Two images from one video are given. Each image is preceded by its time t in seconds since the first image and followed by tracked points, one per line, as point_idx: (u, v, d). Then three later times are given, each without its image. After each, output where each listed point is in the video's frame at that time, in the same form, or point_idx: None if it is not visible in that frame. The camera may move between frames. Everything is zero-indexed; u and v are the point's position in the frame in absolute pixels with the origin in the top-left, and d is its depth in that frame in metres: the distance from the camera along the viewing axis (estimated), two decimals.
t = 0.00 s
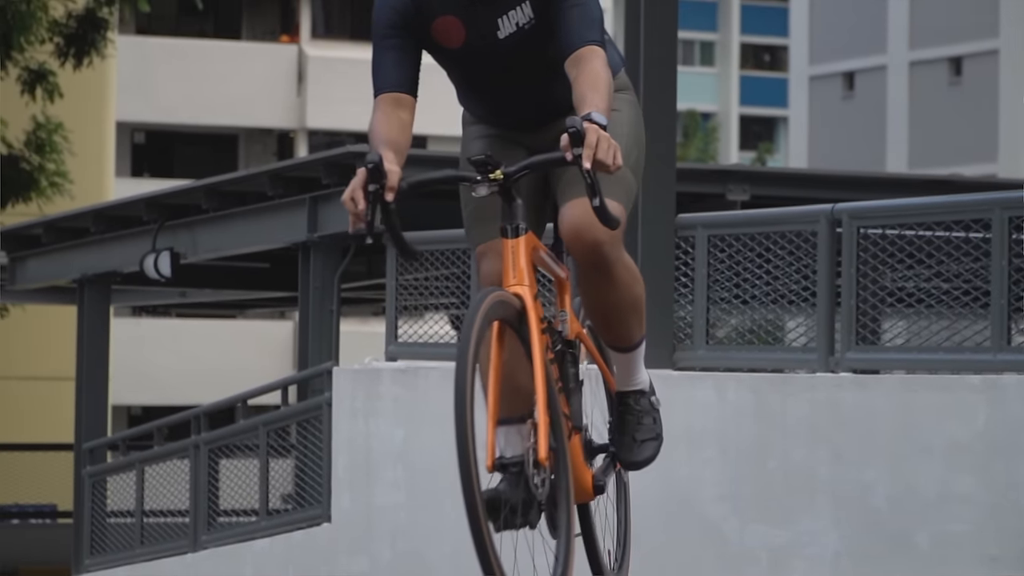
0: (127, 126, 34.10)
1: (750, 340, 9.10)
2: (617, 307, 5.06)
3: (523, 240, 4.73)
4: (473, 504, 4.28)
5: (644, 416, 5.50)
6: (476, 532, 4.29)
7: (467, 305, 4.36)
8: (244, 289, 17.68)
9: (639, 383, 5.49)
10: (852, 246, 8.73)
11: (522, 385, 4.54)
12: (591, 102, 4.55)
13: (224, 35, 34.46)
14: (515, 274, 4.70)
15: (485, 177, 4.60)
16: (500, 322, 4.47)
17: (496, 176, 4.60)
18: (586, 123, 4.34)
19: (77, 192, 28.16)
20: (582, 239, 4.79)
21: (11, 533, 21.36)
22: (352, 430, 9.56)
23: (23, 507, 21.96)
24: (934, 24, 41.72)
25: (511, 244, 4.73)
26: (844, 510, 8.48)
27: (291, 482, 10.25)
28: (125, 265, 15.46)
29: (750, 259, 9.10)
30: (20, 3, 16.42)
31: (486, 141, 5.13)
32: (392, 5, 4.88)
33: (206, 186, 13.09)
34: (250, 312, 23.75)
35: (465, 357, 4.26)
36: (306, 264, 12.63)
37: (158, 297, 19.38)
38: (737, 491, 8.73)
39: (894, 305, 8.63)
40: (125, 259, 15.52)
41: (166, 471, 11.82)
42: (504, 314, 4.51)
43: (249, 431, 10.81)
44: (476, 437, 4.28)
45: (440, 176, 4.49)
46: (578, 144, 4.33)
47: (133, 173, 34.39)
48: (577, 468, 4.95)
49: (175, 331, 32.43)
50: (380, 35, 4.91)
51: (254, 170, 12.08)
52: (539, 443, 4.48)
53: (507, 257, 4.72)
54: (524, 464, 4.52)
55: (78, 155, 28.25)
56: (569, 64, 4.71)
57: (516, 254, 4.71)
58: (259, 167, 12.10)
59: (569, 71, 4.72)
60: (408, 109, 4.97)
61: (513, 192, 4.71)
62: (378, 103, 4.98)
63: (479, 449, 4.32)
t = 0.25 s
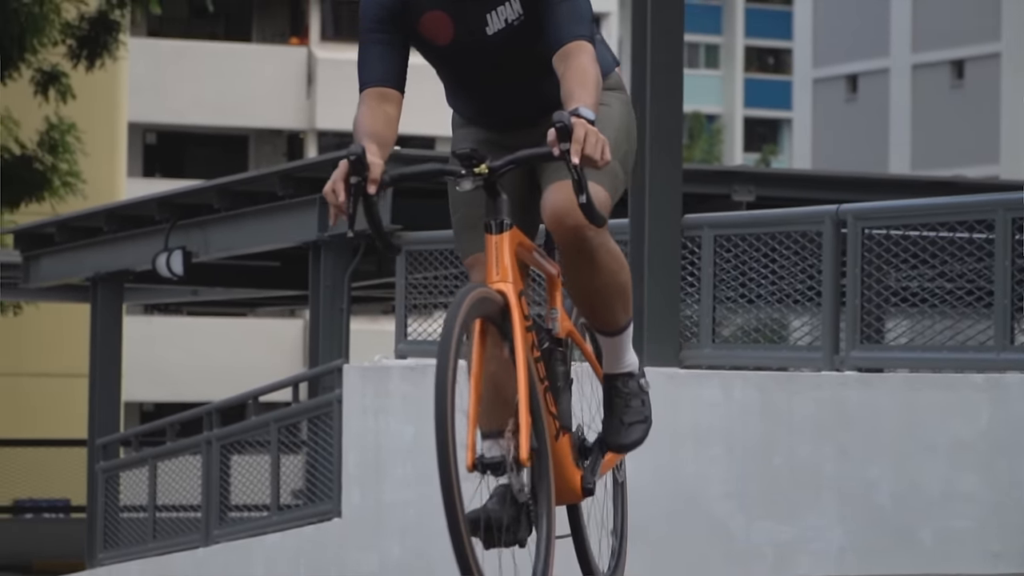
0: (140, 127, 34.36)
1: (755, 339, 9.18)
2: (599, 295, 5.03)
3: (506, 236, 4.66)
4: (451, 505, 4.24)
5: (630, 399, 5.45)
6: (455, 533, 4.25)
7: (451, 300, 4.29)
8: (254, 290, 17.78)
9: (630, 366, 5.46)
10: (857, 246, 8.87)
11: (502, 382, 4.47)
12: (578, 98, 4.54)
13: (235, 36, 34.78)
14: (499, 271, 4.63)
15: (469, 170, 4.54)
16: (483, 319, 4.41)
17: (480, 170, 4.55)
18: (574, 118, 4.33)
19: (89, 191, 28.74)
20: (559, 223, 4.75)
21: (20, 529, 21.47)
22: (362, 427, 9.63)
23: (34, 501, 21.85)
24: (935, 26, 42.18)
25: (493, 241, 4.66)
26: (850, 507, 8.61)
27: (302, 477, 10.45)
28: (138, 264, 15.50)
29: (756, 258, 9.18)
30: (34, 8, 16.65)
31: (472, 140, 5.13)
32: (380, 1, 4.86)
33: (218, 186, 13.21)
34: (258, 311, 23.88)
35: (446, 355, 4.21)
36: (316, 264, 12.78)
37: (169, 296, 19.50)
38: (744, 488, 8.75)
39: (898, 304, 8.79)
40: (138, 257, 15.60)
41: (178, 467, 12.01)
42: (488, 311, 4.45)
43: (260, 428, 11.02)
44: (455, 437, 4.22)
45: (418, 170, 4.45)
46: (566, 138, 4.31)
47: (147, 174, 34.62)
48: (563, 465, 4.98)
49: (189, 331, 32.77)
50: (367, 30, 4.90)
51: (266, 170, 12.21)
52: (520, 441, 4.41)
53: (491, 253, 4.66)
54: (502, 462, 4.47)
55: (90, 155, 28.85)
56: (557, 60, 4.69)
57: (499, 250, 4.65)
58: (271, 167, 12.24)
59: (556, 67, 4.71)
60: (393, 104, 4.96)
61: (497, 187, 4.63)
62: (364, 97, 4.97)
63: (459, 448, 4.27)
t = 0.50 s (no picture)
0: (161, 121, 34.63)
1: (771, 331, 9.33)
2: (596, 272, 4.68)
3: (502, 225, 4.47)
4: (441, 503, 4.05)
5: (629, 378, 5.17)
6: (444, 532, 4.06)
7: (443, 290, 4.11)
8: (270, 280, 17.93)
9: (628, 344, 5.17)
10: (872, 241, 8.96)
11: (493, 376, 4.31)
12: (578, 85, 4.30)
13: (257, 30, 35.32)
14: (494, 261, 4.45)
15: (463, 159, 4.37)
16: (478, 309, 4.24)
17: (476, 158, 4.36)
18: (571, 107, 4.10)
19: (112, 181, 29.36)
20: (554, 202, 4.42)
21: (41, 515, 21.65)
22: (383, 417, 9.78)
23: (54, 487, 22.03)
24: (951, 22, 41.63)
25: (488, 230, 4.47)
26: (863, 498, 8.73)
27: (321, 467, 10.61)
28: (161, 254, 15.65)
29: (772, 252, 9.30)
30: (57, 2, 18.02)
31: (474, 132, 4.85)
32: None
33: (239, 178, 13.35)
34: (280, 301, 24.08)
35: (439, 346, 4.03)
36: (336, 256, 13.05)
37: (190, 286, 19.67)
38: (759, 478, 8.87)
39: (913, 298, 8.90)
40: (162, 248, 15.73)
41: (199, 456, 12.19)
42: (483, 302, 4.27)
43: (282, 418, 11.23)
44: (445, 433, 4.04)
45: (415, 158, 4.30)
46: (561, 128, 4.09)
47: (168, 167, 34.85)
48: (560, 459, 4.72)
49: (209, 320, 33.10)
50: (363, 14, 4.66)
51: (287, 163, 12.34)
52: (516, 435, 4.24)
53: (486, 242, 4.47)
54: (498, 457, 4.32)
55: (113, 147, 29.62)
56: (556, 48, 4.43)
57: (496, 239, 4.46)
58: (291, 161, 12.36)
59: (556, 56, 4.44)
60: (391, 92, 4.73)
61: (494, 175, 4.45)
62: (360, 82, 4.74)
63: (451, 440, 4.10)
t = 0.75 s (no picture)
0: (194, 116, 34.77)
1: (796, 326, 9.42)
2: (599, 247, 4.55)
3: (504, 216, 4.36)
4: (436, 504, 4.01)
5: (634, 359, 4.96)
6: (439, 537, 4.03)
7: (437, 286, 4.02)
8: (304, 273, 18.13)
9: (635, 325, 4.93)
10: (898, 237, 9.08)
11: (492, 373, 4.24)
12: (581, 72, 4.16)
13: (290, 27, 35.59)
14: (495, 252, 4.34)
15: (463, 149, 4.25)
16: (477, 300, 4.17)
17: (477, 147, 4.25)
18: (571, 95, 3.98)
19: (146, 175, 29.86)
20: (554, 180, 4.31)
21: (75, 503, 21.74)
22: (413, 409, 9.92)
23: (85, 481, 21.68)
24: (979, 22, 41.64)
25: (489, 220, 4.36)
26: (889, 491, 8.92)
27: (352, 457, 10.72)
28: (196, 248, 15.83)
29: (799, 248, 9.40)
30: None
31: (477, 124, 4.67)
32: None
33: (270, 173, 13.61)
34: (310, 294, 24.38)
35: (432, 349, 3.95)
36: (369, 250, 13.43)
37: (223, 279, 19.99)
38: (787, 471, 9.01)
39: (938, 293, 9.02)
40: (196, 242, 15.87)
41: (231, 447, 12.34)
42: (482, 293, 4.19)
43: (314, 409, 11.38)
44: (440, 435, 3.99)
45: (410, 146, 4.17)
46: (561, 116, 3.96)
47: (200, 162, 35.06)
48: (568, 454, 4.61)
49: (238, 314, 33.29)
50: None
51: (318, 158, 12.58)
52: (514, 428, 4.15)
53: (487, 233, 4.36)
54: (496, 453, 4.24)
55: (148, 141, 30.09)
56: (560, 36, 4.27)
57: (497, 230, 4.35)
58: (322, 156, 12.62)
59: (560, 44, 4.29)
60: (394, 80, 4.53)
61: (495, 164, 4.34)
62: (361, 71, 4.54)
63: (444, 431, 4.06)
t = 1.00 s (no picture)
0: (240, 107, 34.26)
1: (836, 318, 9.53)
2: (616, 225, 4.52)
3: (518, 204, 4.24)
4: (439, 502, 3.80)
5: (651, 341, 4.98)
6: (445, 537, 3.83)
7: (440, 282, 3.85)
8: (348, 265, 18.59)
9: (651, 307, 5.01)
10: (939, 229, 9.12)
11: (505, 366, 4.13)
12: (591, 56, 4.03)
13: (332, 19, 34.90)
14: (508, 242, 4.22)
15: (472, 136, 4.13)
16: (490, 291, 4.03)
17: (487, 135, 4.13)
18: (581, 79, 3.88)
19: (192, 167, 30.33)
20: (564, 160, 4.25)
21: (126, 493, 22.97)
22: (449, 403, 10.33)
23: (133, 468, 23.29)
24: None
25: (504, 211, 4.24)
26: (930, 483, 9.01)
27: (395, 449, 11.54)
28: (241, 239, 17.00)
29: (840, 240, 9.49)
30: None
31: (494, 109, 4.68)
32: None
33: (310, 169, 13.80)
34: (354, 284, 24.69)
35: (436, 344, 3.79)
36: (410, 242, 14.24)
37: (268, 270, 20.33)
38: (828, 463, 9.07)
39: (977, 285, 9.05)
40: (240, 233, 17.06)
41: (275, 437, 13.13)
42: (494, 283, 4.04)
43: (358, 402, 12.15)
44: (448, 438, 3.85)
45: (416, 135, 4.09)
46: (570, 102, 3.86)
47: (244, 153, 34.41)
48: (587, 448, 4.50)
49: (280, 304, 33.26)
50: None
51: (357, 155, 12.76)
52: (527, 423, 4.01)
53: (500, 223, 4.24)
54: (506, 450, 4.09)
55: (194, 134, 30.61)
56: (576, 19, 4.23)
57: (511, 221, 4.23)
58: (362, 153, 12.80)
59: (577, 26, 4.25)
60: (407, 64, 4.51)
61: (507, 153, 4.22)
62: (376, 54, 4.53)
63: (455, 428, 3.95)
